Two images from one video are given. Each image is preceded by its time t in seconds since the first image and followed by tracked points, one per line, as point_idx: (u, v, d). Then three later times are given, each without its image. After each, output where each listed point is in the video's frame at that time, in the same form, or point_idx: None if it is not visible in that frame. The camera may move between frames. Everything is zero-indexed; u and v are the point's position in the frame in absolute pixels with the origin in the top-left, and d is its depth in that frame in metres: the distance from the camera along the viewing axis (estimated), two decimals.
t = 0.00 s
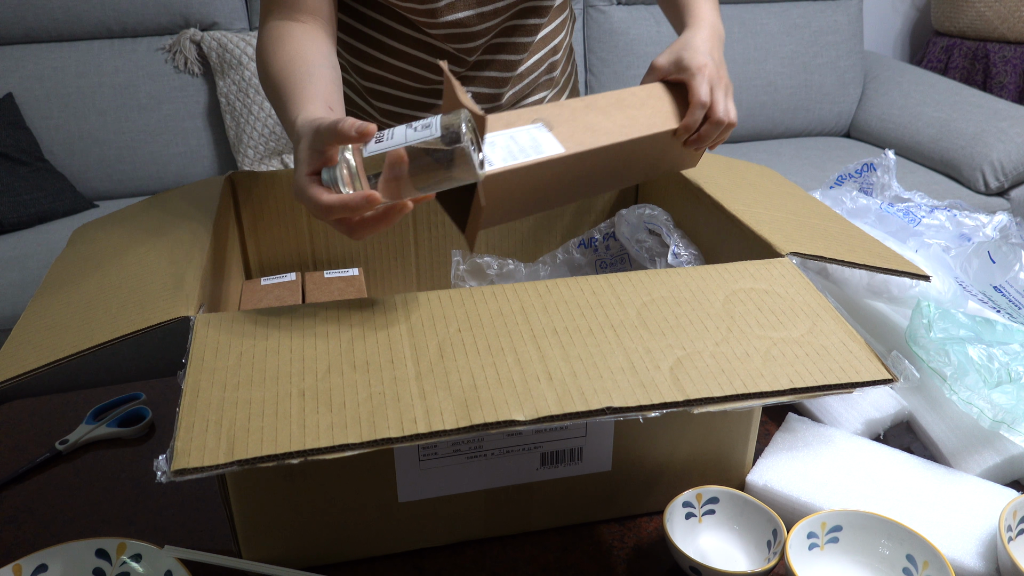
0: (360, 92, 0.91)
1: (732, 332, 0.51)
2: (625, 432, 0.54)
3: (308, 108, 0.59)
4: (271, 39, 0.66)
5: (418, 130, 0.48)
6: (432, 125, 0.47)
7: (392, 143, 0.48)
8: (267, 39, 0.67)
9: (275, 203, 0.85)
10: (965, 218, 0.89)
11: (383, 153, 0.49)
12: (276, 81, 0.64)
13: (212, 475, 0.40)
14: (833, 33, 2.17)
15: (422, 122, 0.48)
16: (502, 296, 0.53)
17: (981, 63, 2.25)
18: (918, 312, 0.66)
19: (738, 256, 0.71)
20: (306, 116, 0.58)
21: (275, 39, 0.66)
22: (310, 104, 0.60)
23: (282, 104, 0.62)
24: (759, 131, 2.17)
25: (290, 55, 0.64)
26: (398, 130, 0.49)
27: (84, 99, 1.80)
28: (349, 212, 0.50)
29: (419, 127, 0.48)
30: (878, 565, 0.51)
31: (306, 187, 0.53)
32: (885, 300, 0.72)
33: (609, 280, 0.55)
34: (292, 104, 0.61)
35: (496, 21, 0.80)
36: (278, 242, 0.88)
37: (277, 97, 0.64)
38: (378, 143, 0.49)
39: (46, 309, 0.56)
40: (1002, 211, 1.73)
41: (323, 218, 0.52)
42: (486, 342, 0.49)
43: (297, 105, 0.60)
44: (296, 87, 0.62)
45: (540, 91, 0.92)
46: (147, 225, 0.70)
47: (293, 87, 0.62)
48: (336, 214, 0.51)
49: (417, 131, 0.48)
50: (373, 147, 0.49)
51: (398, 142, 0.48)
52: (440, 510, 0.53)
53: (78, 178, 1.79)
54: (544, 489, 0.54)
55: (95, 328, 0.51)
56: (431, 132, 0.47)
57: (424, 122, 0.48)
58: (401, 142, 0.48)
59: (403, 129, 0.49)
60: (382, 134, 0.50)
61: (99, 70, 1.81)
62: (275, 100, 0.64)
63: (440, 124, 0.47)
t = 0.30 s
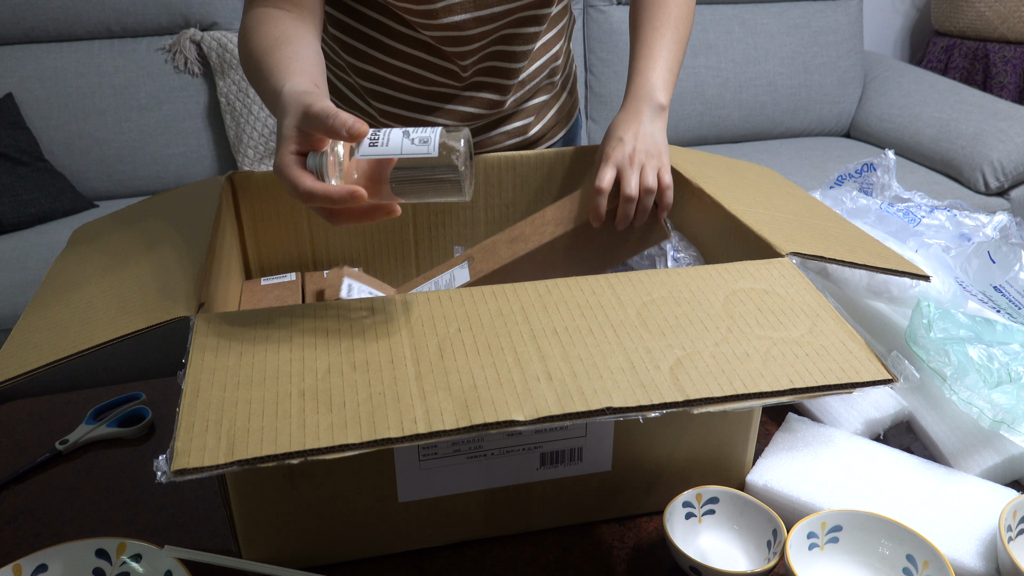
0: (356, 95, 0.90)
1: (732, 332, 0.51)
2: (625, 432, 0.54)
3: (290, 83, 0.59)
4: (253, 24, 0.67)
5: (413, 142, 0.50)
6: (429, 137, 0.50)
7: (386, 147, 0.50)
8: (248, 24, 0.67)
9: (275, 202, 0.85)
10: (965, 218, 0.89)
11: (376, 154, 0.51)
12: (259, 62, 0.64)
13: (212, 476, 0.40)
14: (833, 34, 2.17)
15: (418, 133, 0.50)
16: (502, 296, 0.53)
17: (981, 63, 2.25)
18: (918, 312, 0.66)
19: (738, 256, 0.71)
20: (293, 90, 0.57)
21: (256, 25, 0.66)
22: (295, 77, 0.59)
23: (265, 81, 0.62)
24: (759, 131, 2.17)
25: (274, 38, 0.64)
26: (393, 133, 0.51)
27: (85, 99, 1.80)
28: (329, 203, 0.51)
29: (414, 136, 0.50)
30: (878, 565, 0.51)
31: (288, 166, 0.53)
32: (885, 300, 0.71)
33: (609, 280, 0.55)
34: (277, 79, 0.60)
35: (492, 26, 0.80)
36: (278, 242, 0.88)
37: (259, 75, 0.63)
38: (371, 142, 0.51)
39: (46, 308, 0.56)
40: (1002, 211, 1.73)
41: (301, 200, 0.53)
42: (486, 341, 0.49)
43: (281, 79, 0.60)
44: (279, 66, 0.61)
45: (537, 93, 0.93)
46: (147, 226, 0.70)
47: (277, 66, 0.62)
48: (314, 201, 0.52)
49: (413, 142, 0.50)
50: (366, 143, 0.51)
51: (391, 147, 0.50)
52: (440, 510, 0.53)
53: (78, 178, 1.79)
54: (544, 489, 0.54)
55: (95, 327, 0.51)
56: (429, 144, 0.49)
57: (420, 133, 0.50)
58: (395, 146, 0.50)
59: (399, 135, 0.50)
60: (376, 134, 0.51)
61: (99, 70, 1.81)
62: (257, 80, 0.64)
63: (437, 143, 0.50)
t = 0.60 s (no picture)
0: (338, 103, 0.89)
1: (732, 332, 0.51)
2: (625, 431, 0.54)
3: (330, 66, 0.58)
4: (273, 23, 0.66)
5: (470, 140, 0.51)
6: (488, 137, 0.51)
7: (442, 140, 0.52)
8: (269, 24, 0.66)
9: (275, 202, 0.85)
10: (965, 218, 0.89)
11: (431, 144, 0.52)
12: (291, 54, 0.63)
13: (212, 476, 0.40)
14: (833, 34, 2.17)
15: (477, 130, 0.52)
16: (501, 296, 0.53)
17: (981, 63, 2.25)
18: (918, 312, 0.66)
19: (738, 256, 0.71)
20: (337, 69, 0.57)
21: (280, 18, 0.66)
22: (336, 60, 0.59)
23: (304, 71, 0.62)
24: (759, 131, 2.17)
25: (304, 29, 0.64)
26: (451, 127, 0.52)
27: (85, 99, 1.80)
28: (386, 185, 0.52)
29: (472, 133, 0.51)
30: (878, 565, 0.51)
31: (347, 146, 0.54)
32: (885, 300, 0.72)
33: (609, 280, 0.55)
34: (313, 68, 0.60)
35: (494, 40, 0.80)
36: (278, 243, 0.88)
37: (295, 67, 0.63)
38: (429, 131, 0.52)
39: (46, 309, 0.56)
40: (1002, 211, 1.73)
41: (357, 180, 0.54)
42: (487, 342, 0.49)
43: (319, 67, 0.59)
44: (312, 55, 0.61)
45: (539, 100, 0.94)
46: (147, 226, 0.70)
47: (309, 55, 0.61)
48: (369, 183, 0.53)
49: (469, 140, 0.51)
50: (424, 133, 0.52)
51: (447, 140, 0.52)
52: (440, 510, 0.53)
53: (78, 178, 1.79)
54: (544, 489, 0.54)
55: (96, 327, 0.51)
56: (485, 144, 0.51)
57: (479, 132, 0.52)
58: (451, 140, 0.52)
59: (457, 129, 0.52)
60: (434, 124, 0.53)
61: (99, 70, 1.81)
62: (293, 74, 0.64)
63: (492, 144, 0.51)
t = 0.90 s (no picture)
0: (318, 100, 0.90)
1: (732, 332, 0.51)
2: (625, 432, 0.54)
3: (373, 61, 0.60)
4: (286, 28, 0.71)
5: (490, 171, 0.48)
6: (510, 173, 0.48)
7: (465, 162, 0.49)
8: (281, 28, 0.71)
9: (276, 202, 0.85)
10: (965, 218, 0.89)
11: (454, 159, 0.50)
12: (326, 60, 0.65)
13: (212, 475, 0.40)
14: (833, 33, 2.17)
15: (501, 162, 0.48)
16: (502, 297, 0.53)
17: (981, 63, 2.25)
18: (918, 312, 0.66)
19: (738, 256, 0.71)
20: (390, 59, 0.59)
21: (310, 29, 0.68)
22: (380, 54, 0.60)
23: (342, 76, 0.64)
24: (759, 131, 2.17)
25: (336, 37, 0.66)
26: (478, 150, 0.49)
27: (85, 99, 1.80)
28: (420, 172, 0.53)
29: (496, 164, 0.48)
30: (878, 565, 0.51)
31: (384, 117, 0.54)
32: (885, 300, 0.71)
33: (609, 280, 0.55)
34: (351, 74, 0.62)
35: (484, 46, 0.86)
36: (278, 242, 0.88)
37: (331, 74, 0.65)
38: (456, 147, 0.50)
39: (46, 309, 0.56)
40: (1001, 211, 1.73)
41: (381, 156, 0.54)
42: (486, 343, 0.49)
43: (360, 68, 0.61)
44: (348, 61, 0.63)
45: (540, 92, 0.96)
46: (147, 226, 0.70)
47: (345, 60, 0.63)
48: (391, 165, 0.53)
49: (490, 172, 0.48)
50: (450, 147, 0.50)
51: (468, 164, 0.49)
52: (440, 510, 0.53)
53: (78, 178, 1.79)
54: (544, 489, 0.54)
55: (96, 327, 0.51)
56: (505, 181, 0.48)
57: (503, 165, 0.48)
58: (472, 165, 0.49)
59: (484, 155, 0.49)
60: (463, 140, 0.50)
61: (99, 70, 1.81)
62: (330, 82, 0.66)
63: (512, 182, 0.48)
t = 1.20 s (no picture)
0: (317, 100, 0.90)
1: (732, 332, 0.51)
2: (625, 432, 0.54)
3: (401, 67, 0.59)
4: (301, 31, 0.70)
5: (492, 183, 0.48)
6: (509, 191, 0.48)
7: (474, 165, 0.49)
8: (295, 30, 0.71)
9: (276, 202, 0.85)
10: (965, 218, 0.89)
11: (465, 159, 0.49)
12: (344, 67, 0.65)
13: (212, 476, 0.40)
14: (833, 34, 2.17)
15: (505, 178, 0.48)
16: (502, 297, 0.53)
17: (981, 63, 2.25)
18: (918, 312, 0.66)
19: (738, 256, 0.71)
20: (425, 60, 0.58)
21: (328, 35, 0.68)
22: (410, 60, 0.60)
23: (360, 85, 0.63)
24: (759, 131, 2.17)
25: (356, 46, 0.66)
26: (490, 159, 0.48)
27: (85, 99, 1.80)
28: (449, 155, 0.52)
29: (499, 178, 0.48)
30: (878, 565, 0.51)
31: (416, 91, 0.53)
32: (885, 300, 0.71)
33: (609, 280, 0.55)
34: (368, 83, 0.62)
35: (484, 53, 0.86)
36: (278, 242, 0.88)
37: (348, 82, 0.65)
38: (473, 148, 0.49)
39: (46, 309, 0.56)
40: (1001, 211, 1.73)
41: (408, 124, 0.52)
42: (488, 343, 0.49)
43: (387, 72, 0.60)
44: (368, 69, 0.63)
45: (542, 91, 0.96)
46: (147, 226, 0.70)
47: (364, 69, 0.63)
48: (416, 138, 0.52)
49: (492, 183, 0.48)
50: (467, 147, 0.49)
51: (475, 168, 0.49)
52: (440, 510, 0.53)
53: (78, 178, 1.79)
54: (544, 489, 0.54)
55: (97, 327, 0.51)
56: (501, 197, 0.48)
57: (507, 181, 0.48)
58: (479, 171, 0.49)
59: (493, 166, 0.48)
60: (482, 143, 0.49)
61: (99, 70, 1.81)
62: (345, 88, 0.66)
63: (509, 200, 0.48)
